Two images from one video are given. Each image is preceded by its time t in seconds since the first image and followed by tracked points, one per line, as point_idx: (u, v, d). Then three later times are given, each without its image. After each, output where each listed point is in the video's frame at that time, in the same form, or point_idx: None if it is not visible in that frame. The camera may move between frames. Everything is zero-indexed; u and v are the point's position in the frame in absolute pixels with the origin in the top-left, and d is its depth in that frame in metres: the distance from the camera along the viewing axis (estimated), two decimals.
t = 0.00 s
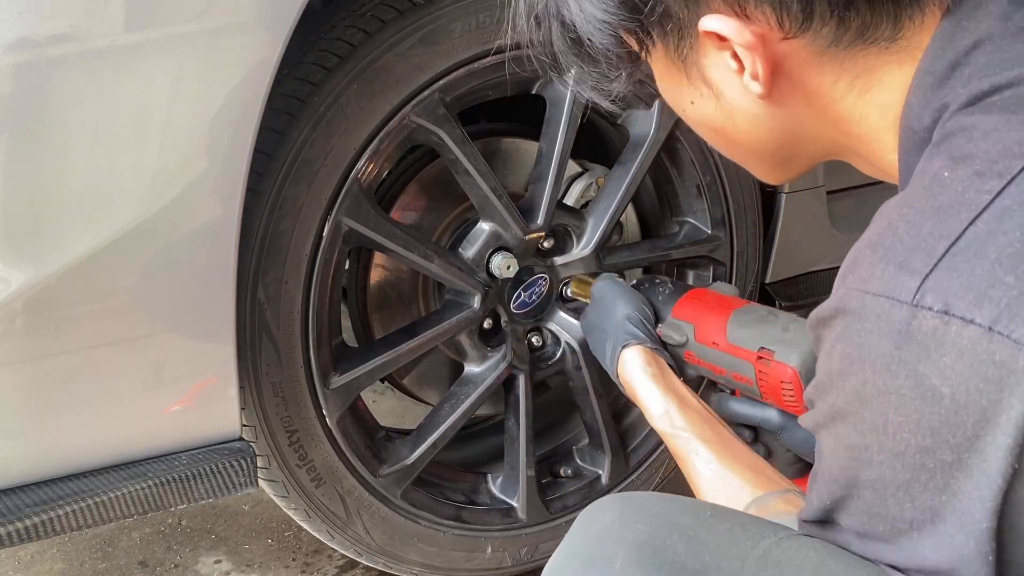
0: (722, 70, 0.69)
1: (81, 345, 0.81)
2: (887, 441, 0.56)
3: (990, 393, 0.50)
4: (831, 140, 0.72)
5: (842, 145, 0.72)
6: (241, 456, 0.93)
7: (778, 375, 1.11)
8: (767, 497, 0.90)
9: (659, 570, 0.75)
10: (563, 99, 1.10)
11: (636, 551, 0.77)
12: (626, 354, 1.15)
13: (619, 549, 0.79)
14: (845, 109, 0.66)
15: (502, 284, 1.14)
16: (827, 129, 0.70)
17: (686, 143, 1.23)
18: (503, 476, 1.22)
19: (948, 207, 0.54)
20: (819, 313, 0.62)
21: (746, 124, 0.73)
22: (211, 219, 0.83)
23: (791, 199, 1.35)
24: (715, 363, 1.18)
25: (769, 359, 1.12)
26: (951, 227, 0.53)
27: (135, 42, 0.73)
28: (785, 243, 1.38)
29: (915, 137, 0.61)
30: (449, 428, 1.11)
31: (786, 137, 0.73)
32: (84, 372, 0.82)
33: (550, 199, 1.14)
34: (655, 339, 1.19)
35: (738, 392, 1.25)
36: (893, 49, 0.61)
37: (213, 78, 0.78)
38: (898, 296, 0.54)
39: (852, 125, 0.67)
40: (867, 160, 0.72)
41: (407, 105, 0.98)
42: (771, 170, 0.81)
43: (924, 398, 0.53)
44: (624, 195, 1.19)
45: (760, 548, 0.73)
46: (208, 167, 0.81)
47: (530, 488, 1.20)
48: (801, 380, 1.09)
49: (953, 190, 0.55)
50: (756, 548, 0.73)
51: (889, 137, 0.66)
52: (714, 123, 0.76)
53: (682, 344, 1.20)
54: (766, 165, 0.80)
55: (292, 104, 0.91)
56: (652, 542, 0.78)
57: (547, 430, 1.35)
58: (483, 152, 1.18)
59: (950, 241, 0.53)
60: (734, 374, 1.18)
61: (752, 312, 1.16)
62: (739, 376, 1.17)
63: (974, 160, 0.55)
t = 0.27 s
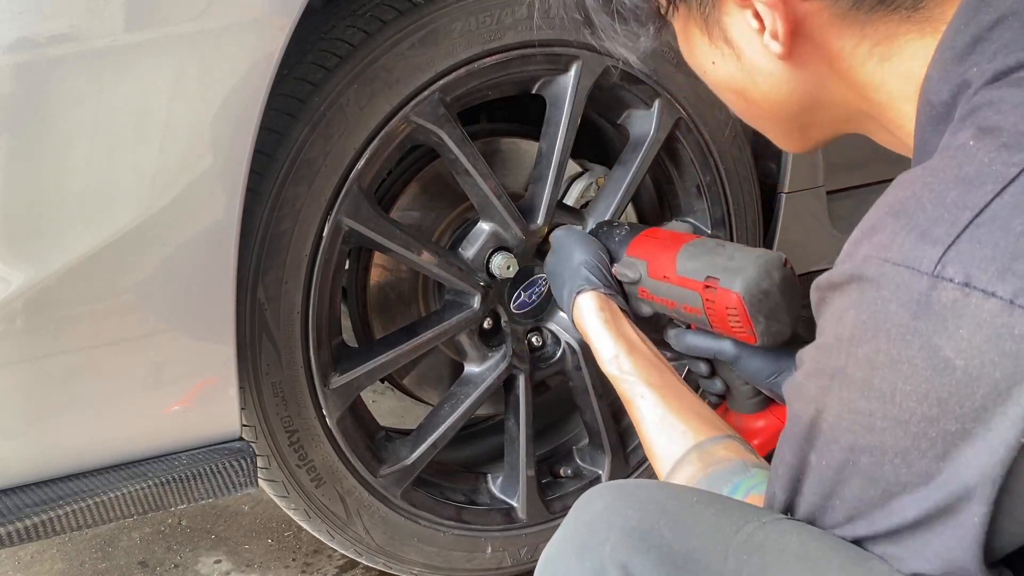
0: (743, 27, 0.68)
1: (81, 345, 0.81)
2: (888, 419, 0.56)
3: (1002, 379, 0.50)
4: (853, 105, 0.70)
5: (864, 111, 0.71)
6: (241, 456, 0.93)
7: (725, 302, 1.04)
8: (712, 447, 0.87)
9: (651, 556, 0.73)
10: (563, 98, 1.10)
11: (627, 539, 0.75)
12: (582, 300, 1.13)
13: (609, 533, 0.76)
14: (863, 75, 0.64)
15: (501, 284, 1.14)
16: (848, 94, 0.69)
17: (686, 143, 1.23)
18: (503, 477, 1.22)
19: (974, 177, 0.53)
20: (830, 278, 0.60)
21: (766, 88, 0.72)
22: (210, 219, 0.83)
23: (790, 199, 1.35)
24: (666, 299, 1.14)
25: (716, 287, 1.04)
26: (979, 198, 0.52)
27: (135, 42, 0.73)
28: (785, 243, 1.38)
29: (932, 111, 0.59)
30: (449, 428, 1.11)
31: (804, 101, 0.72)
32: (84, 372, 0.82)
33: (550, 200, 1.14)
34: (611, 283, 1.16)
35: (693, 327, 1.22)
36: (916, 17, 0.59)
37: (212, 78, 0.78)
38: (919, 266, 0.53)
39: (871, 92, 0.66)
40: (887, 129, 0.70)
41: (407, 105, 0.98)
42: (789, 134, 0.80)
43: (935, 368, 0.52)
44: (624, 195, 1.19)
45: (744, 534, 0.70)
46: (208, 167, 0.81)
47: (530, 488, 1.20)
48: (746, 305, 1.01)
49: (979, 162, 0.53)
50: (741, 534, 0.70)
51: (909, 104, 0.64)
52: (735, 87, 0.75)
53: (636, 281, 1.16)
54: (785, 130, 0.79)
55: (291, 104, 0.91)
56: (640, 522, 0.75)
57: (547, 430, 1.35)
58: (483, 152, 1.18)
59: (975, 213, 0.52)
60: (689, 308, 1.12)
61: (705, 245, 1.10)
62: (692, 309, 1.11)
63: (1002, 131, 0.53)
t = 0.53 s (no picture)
0: None
1: (81, 345, 0.81)
2: (881, 339, 0.53)
3: (1001, 287, 0.49)
4: (837, 58, 0.70)
5: (847, 66, 0.71)
6: (241, 456, 0.93)
7: (694, 322, 1.01)
8: (676, 429, 0.86)
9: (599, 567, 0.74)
10: (563, 98, 1.10)
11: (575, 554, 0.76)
12: (559, 300, 1.08)
13: (555, 550, 0.78)
14: (853, 21, 0.64)
15: (501, 284, 1.15)
16: (833, 46, 0.69)
17: (686, 143, 1.23)
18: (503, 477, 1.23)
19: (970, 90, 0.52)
20: (820, 201, 0.58)
21: (758, 31, 0.72)
22: (210, 219, 0.83)
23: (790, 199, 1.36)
24: (644, 312, 1.09)
25: (687, 308, 1.02)
26: (975, 107, 0.52)
27: (135, 42, 0.73)
28: (784, 243, 1.38)
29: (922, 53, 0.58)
30: (449, 428, 1.11)
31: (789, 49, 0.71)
32: (83, 372, 0.82)
33: (550, 200, 1.14)
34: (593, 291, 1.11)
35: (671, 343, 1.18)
36: None
37: (212, 78, 0.78)
38: (915, 174, 0.52)
39: (858, 37, 0.65)
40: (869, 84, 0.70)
41: (407, 105, 0.98)
42: (776, 87, 0.80)
43: (932, 279, 0.51)
44: (624, 195, 1.19)
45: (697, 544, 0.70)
46: (207, 167, 0.81)
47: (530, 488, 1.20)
48: (716, 331, 0.99)
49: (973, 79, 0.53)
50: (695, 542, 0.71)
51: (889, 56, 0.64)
52: (724, 34, 0.75)
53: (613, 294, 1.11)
54: (769, 79, 0.79)
55: (291, 104, 0.91)
56: (587, 540, 0.77)
57: (547, 430, 1.35)
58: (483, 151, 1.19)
59: (972, 120, 0.51)
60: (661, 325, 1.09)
61: (681, 261, 1.06)
62: (664, 326, 1.08)
63: (995, 51, 0.53)
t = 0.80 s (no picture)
0: None
1: (81, 345, 0.81)
2: (882, 325, 0.54)
3: (1002, 271, 0.50)
4: (828, 53, 0.70)
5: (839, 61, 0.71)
6: (241, 456, 0.93)
7: (716, 306, 1.01)
8: (673, 423, 0.87)
9: None
10: (564, 98, 1.10)
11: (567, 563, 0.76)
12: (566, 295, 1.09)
13: (547, 563, 0.77)
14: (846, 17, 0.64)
15: (501, 284, 1.15)
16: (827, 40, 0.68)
17: (686, 143, 1.23)
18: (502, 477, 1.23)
19: (967, 78, 0.53)
20: (820, 192, 0.59)
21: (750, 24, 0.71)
22: (210, 219, 0.83)
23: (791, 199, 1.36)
24: (658, 303, 1.11)
25: (706, 292, 1.02)
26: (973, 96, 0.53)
27: (135, 42, 0.73)
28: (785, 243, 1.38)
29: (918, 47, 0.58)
30: (449, 427, 1.12)
31: (782, 46, 0.72)
32: (84, 373, 0.82)
33: (550, 200, 1.14)
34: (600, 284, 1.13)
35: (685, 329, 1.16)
36: None
37: (212, 78, 0.77)
38: (915, 160, 0.53)
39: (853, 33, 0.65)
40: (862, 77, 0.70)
41: (407, 104, 0.97)
42: (766, 83, 0.80)
43: (933, 265, 0.51)
44: (624, 195, 1.19)
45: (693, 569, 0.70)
46: (207, 167, 0.80)
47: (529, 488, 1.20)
48: (736, 310, 0.99)
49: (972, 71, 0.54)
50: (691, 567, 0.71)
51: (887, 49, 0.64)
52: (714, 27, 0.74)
53: (626, 286, 1.13)
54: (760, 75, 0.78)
55: (292, 104, 0.91)
56: (579, 550, 0.77)
57: (547, 429, 1.35)
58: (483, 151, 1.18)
59: (971, 106, 0.52)
60: (679, 313, 1.09)
61: (694, 248, 1.08)
62: (682, 313, 1.08)
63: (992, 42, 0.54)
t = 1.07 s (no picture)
0: None
1: (81, 345, 0.81)
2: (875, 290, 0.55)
3: (991, 237, 0.51)
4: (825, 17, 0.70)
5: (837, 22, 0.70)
6: (241, 456, 0.93)
7: (716, 368, 1.01)
8: (666, 418, 0.80)
9: None
10: (563, 98, 1.10)
11: None
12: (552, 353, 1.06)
13: None
14: None
15: (502, 284, 1.14)
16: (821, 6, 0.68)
17: (685, 143, 1.23)
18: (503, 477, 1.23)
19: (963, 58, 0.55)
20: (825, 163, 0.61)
21: None
22: (210, 219, 0.83)
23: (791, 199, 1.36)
24: (653, 367, 1.11)
25: (706, 354, 1.02)
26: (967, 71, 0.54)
27: (134, 42, 0.73)
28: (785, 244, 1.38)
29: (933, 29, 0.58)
30: (449, 427, 1.12)
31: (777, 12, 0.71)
32: (83, 372, 0.82)
33: (550, 200, 1.13)
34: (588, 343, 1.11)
35: (681, 395, 1.18)
36: None
37: (212, 78, 0.77)
38: (913, 131, 0.55)
39: None
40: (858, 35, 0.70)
41: (407, 105, 0.97)
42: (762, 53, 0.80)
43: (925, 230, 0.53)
44: (623, 195, 1.19)
45: None
46: (207, 167, 0.81)
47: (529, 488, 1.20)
48: (739, 373, 0.98)
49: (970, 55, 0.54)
50: None
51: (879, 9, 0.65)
52: None
53: (619, 351, 1.13)
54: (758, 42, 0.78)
55: (291, 104, 0.91)
56: None
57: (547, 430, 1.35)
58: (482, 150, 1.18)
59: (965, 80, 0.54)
60: (675, 377, 1.09)
61: (688, 309, 1.09)
62: (680, 377, 1.08)
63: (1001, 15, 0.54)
